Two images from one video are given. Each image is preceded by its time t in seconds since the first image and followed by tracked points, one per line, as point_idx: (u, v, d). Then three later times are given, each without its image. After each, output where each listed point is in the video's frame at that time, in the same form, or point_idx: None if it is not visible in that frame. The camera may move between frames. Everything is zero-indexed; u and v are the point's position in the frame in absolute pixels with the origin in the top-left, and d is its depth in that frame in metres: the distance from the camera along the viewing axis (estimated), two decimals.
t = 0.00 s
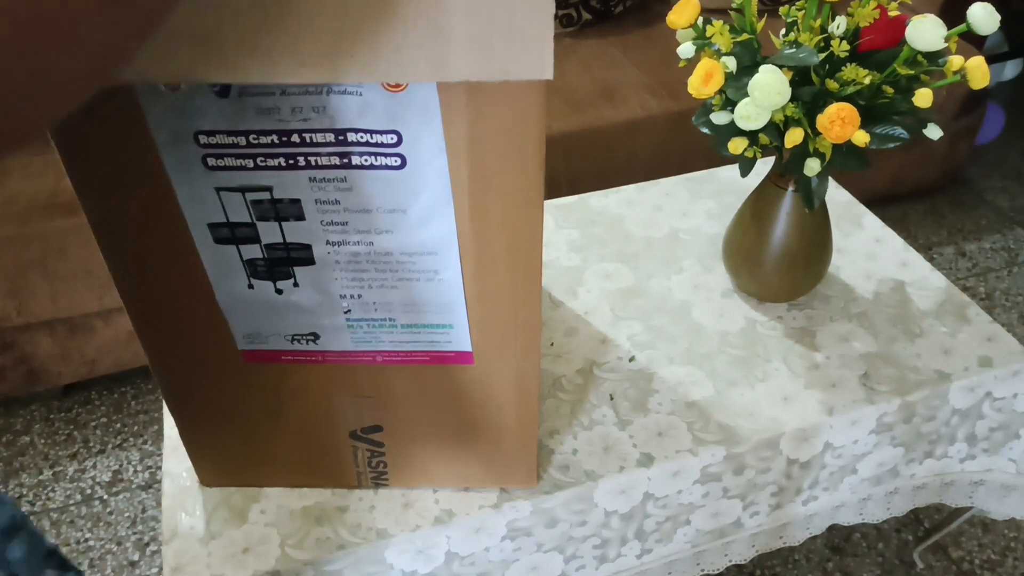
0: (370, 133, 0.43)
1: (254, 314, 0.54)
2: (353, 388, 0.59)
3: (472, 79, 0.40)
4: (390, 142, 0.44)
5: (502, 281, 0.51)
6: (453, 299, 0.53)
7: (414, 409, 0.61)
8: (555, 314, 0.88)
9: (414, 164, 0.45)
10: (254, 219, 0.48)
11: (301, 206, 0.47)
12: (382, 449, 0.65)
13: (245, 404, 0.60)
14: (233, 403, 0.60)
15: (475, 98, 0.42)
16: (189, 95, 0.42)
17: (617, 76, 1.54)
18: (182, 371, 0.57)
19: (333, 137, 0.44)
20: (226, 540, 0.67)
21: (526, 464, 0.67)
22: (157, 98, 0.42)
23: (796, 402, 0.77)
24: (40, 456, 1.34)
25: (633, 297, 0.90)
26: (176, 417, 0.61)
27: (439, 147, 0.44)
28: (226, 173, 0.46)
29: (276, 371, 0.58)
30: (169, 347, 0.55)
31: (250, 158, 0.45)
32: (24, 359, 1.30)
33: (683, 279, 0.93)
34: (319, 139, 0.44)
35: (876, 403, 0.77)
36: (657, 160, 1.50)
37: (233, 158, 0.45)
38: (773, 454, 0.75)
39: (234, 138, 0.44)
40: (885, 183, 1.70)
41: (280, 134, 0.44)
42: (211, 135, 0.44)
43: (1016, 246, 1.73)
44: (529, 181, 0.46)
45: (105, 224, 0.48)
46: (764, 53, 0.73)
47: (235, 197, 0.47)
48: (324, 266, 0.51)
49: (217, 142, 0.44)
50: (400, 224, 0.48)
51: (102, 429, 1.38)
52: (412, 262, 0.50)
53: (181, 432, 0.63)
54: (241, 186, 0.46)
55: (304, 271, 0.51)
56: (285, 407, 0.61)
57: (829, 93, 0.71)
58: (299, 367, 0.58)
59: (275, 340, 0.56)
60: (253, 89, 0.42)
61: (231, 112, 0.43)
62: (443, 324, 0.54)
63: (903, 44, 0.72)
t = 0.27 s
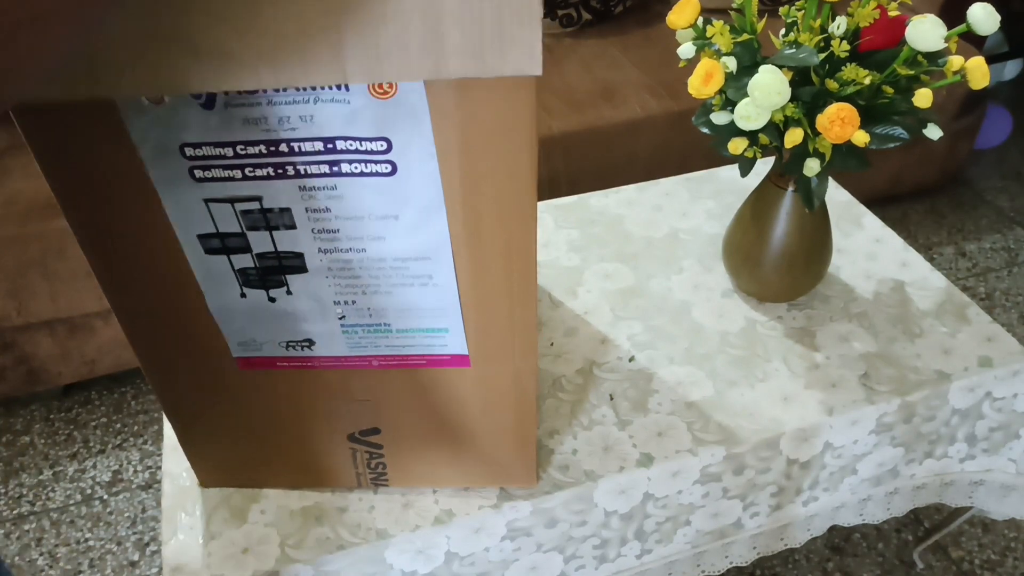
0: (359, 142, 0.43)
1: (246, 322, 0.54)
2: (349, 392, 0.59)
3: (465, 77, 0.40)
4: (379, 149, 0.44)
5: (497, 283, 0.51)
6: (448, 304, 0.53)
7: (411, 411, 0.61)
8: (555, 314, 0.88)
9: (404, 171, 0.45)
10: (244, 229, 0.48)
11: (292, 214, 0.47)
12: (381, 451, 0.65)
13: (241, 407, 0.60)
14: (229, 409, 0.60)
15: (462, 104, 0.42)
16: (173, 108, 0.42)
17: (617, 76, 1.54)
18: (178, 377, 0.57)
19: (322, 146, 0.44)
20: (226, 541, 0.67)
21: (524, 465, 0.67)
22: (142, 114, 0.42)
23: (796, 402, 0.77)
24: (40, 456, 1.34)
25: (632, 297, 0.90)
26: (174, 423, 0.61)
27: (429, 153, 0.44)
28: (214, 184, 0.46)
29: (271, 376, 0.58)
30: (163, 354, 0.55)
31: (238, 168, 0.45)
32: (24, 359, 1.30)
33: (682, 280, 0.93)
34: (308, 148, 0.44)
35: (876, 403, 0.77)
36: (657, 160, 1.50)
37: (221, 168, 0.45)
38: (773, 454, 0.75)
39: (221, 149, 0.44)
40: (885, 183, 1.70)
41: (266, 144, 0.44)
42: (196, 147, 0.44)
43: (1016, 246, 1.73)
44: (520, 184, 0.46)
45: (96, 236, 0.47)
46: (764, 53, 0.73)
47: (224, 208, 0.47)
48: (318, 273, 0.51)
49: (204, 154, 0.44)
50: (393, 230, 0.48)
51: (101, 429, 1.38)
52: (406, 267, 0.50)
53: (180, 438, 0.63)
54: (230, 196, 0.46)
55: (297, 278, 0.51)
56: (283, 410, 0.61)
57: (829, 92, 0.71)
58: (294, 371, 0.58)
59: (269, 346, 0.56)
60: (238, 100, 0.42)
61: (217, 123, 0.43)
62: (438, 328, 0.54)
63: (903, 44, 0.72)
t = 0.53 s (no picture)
0: (365, 157, 0.43)
1: (250, 329, 0.54)
2: (353, 399, 0.59)
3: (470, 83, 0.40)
4: (386, 165, 0.44)
5: (501, 293, 0.52)
6: (451, 313, 0.53)
7: (414, 417, 0.61)
8: (555, 314, 0.88)
9: (410, 185, 0.45)
10: (248, 238, 0.48)
11: (296, 225, 0.47)
12: (382, 454, 0.65)
13: (243, 409, 0.60)
14: (230, 412, 0.60)
15: (470, 120, 0.42)
16: (176, 120, 0.42)
17: (617, 76, 1.54)
18: (179, 379, 0.57)
19: (328, 160, 0.44)
20: (226, 541, 0.67)
21: (525, 467, 0.67)
22: (143, 124, 0.42)
23: (796, 402, 0.77)
24: (40, 456, 1.34)
25: (633, 297, 0.90)
26: (173, 425, 0.61)
27: (436, 168, 0.44)
28: (218, 195, 0.46)
29: (273, 381, 0.58)
30: (165, 357, 0.56)
31: (242, 180, 0.45)
32: (24, 359, 1.30)
33: (682, 280, 0.93)
34: (313, 162, 0.44)
35: (876, 403, 0.77)
36: (657, 160, 1.50)
37: (226, 180, 0.45)
38: (773, 454, 0.75)
39: (226, 162, 0.44)
40: (885, 183, 1.70)
41: (272, 157, 0.44)
42: (201, 158, 0.44)
43: (1016, 246, 1.73)
44: (526, 197, 0.46)
45: (97, 238, 0.48)
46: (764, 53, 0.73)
47: (228, 218, 0.47)
48: (322, 283, 0.51)
49: (209, 165, 0.44)
50: (398, 242, 0.48)
51: (101, 429, 1.38)
52: (410, 278, 0.50)
53: (179, 438, 0.63)
54: (235, 207, 0.46)
55: (301, 288, 0.51)
56: (285, 413, 0.61)
57: (830, 92, 0.71)
58: (298, 377, 0.58)
59: (272, 353, 0.56)
60: (242, 114, 0.42)
61: (222, 136, 0.43)
62: (442, 337, 0.54)
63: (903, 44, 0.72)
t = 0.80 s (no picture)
0: (364, 148, 0.43)
1: (250, 324, 0.54)
2: (352, 395, 0.59)
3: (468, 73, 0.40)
4: (385, 157, 0.44)
5: (499, 288, 0.51)
6: (451, 309, 0.53)
7: (413, 414, 0.61)
8: (555, 314, 0.88)
9: (409, 178, 0.45)
10: (248, 232, 0.48)
11: (296, 218, 0.47)
12: (382, 452, 0.65)
13: (243, 407, 0.60)
14: (229, 409, 0.60)
15: (468, 112, 0.42)
16: (177, 113, 0.42)
17: (617, 76, 1.54)
18: (178, 377, 0.57)
19: (327, 152, 0.44)
20: (226, 541, 0.67)
21: (525, 466, 0.67)
22: (145, 117, 0.42)
23: (796, 402, 0.77)
24: (40, 456, 1.34)
25: (633, 297, 0.90)
26: (173, 422, 0.61)
27: (435, 161, 0.44)
28: (219, 187, 0.46)
29: (273, 378, 0.58)
30: (165, 354, 0.55)
31: (242, 172, 0.45)
32: (24, 359, 1.30)
33: (682, 280, 0.93)
34: (313, 154, 0.44)
35: (876, 403, 0.77)
36: (656, 161, 1.50)
37: (226, 172, 0.45)
38: (773, 454, 0.75)
39: (226, 154, 0.44)
40: (885, 183, 1.70)
41: (271, 150, 0.43)
42: (202, 151, 0.44)
43: (1016, 246, 1.73)
44: (525, 192, 0.46)
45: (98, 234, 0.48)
46: (764, 53, 0.73)
47: (228, 211, 0.47)
48: (322, 277, 0.51)
49: (209, 157, 0.44)
50: (396, 235, 0.48)
51: (101, 429, 1.38)
52: (409, 272, 0.50)
53: (178, 436, 0.63)
54: (234, 200, 0.46)
55: (300, 282, 0.51)
56: (284, 412, 0.61)
57: (829, 92, 0.71)
58: (297, 374, 0.58)
59: (272, 348, 0.56)
60: (242, 106, 0.42)
61: (222, 129, 0.43)
62: (441, 332, 0.54)
63: (903, 44, 0.72)
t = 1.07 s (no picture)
0: (367, 137, 0.43)
1: (252, 317, 0.54)
2: (352, 389, 0.59)
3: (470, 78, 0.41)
4: (387, 146, 0.44)
5: (500, 282, 0.51)
6: (451, 302, 0.53)
7: (413, 410, 0.61)
8: (555, 314, 0.88)
9: (412, 168, 0.45)
10: (252, 223, 0.48)
11: (299, 209, 0.47)
12: (383, 450, 0.65)
13: (244, 404, 0.60)
14: (229, 404, 0.60)
15: (470, 102, 0.42)
16: (184, 101, 0.42)
17: (617, 76, 1.54)
18: (179, 370, 0.57)
19: (330, 141, 0.44)
20: (226, 540, 0.67)
21: (526, 465, 0.67)
22: (152, 105, 0.42)
23: (796, 402, 0.77)
24: (40, 456, 1.34)
25: (633, 297, 0.90)
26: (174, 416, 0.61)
27: (436, 150, 0.44)
28: (223, 177, 0.46)
29: (275, 373, 0.58)
30: (166, 347, 0.55)
31: (247, 162, 0.45)
32: (24, 359, 1.30)
33: (682, 279, 0.93)
34: (316, 143, 0.44)
35: (876, 403, 0.77)
36: (656, 161, 1.50)
37: (230, 162, 0.45)
38: (773, 454, 0.75)
39: (231, 143, 0.44)
40: (885, 183, 1.70)
41: (276, 138, 0.44)
42: (207, 139, 0.44)
43: (1016, 246, 1.73)
44: (525, 184, 0.46)
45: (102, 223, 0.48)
46: (764, 53, 0.73)
47: (232, 201, 0.47)
48: (323, 269, 0.51)
49: (214, 146, 0.44)
50: (398, 227, 0.48)
51: (101, 429, 1.39)
52: (410, 264, 0.50)
53: (179, 431, 0.63)
54: (238, 190, 0.46)
55: (303, 274, 0.51)
56: (285, 408, 0.61)
57: (829, 93, 0.71)
58: (298, 369, 0.58)
59: (274, 342, 0.56)
60: (248, 94, 0.42)
61: (227, 118, 0.43)
62: (442, 326, 0.54)
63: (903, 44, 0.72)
